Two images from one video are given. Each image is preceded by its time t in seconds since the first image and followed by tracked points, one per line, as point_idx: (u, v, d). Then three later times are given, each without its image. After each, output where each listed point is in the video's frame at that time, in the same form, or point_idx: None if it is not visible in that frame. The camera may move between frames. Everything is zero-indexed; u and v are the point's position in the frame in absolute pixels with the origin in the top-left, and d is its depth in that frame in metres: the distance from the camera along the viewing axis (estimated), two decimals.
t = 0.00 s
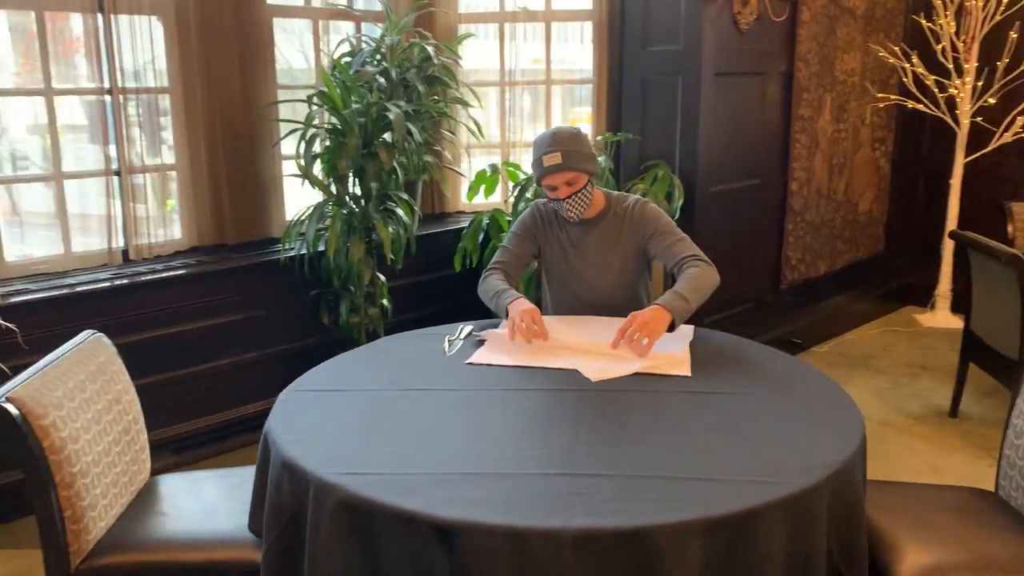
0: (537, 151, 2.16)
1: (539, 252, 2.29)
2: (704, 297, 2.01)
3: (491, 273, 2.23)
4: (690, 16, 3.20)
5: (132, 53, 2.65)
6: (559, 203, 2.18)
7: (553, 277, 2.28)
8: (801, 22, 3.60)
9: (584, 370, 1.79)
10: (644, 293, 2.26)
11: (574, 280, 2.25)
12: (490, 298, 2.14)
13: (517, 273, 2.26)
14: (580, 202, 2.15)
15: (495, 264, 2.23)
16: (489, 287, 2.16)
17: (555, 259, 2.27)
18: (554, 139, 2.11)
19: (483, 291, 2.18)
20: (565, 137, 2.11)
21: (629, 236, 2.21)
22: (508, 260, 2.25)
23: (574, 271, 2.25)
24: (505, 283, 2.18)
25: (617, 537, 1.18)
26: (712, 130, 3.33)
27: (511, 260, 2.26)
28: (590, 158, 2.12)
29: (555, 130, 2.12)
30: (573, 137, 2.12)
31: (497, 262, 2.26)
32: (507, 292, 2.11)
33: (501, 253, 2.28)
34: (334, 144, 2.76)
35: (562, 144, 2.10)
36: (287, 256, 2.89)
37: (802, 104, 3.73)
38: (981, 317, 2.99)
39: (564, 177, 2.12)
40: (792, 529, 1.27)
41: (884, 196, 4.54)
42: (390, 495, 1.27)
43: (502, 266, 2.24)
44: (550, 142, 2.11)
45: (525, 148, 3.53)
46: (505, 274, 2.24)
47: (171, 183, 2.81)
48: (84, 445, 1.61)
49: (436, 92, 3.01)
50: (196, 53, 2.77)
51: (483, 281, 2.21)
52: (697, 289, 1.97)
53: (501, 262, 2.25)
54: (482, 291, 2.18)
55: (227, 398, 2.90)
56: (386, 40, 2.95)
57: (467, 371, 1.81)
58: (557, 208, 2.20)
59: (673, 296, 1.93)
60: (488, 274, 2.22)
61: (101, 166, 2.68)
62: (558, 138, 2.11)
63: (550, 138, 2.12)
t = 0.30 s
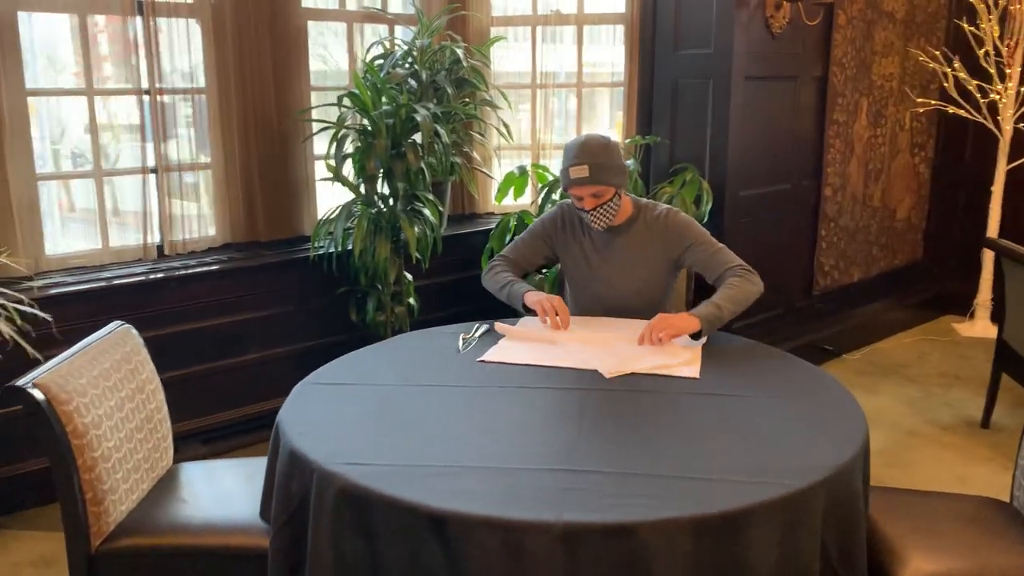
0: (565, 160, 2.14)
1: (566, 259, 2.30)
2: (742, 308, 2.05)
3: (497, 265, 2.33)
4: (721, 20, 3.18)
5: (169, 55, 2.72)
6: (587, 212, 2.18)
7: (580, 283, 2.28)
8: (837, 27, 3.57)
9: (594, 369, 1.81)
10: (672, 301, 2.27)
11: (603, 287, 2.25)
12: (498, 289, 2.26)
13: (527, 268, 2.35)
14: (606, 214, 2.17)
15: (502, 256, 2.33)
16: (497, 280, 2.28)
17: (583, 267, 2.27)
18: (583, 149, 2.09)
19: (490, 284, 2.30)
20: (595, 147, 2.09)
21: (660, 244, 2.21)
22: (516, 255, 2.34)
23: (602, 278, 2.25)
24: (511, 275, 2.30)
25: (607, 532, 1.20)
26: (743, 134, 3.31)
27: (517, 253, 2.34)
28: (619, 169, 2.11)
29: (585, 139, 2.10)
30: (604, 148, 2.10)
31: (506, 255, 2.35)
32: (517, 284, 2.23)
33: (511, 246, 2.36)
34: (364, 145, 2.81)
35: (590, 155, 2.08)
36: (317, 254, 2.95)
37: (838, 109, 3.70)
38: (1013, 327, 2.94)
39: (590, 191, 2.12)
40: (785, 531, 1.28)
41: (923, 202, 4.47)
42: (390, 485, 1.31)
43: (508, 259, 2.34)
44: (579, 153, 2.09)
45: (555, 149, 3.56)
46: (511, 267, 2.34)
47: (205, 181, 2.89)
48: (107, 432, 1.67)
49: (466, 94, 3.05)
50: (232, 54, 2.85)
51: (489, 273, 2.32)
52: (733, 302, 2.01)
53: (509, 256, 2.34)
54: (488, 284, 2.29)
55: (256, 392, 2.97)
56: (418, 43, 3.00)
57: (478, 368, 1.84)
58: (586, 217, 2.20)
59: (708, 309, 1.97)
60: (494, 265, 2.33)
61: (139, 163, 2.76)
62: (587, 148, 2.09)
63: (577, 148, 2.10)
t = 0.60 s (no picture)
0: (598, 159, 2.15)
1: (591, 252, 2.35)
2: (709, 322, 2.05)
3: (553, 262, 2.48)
4: (742, 22, 3.19)
5: (196, 55, 2.80)
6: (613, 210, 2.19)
7: (605, 277, 2.32)
8: (860, 30, 3.55)
9: (597, 365, 1.83)
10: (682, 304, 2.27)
11: (623, 283, 2.28)
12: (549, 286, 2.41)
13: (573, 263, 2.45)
14: (632, 214, 2.17)
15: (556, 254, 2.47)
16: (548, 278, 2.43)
17: (603, 261, 2.32)
18: (616, 151, 2.09)
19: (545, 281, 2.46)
20: (628, 150, 2.09)
21: (676, 248, 2.20)
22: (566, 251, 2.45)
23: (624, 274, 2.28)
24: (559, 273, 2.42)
25: (593, 521, 1.23)
26: (763, 136, 3.31)
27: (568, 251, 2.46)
28: (649, 175, 2.10)
29: (620, 140, 2.10)
30: (636, 151, 2.09)
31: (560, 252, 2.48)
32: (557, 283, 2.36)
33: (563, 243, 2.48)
34: (384, 144, 2.85)
35: (621, 158, 2.08)
36: (337, 250, 3.00)
37: (861, 111, 3.68)
38: None
39: (617, 192, 2.11)
40: (772, 525, 1.30)
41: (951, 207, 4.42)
42: (387, 472, 1.35)
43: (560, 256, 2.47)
44: (612, 154, 2.09)
45: (576, 150, 3.59)
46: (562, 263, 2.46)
47: (230, 177, 2.95)
48: (123, 417, 1.73)
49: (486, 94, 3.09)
50: (258, 53, 2.91)
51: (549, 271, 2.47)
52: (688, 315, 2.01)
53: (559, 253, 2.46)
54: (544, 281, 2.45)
55: (276, 384, 3.03)
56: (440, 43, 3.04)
57: (484, 362, 1.87)
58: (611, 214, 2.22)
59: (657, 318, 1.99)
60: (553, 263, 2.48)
61: (166, 159, 2.84)
62: (621, 151, 2.08)
63: (611, 149, 2.10)
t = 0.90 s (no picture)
0: (627, 147, 2.16)
1: (610, 243, 2.37)
2: (718, 316, 2.06)
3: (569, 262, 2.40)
4: (756, 19, 3.18)
5: (214, 53, 2.84)
6: (636, 200, 2.21)
7: (623, 269, 2.34)
8: (876, 27, 3.54)
9: (603, 360, 1.85)
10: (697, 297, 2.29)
11: (642, 276, 2.30)
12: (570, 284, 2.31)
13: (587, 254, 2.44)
14: (657, 205, 2.20)
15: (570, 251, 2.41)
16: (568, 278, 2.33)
17: (621, 252, 2.34)
18: (647, 141, 2.11)
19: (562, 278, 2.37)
20: (660, 141, 2.11)
21: (695, 241, 2.22)
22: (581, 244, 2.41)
23: (644, 267, 2.30)
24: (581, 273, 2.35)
25: (591, 512, 1.25)
26: (777, 133, 3.31)
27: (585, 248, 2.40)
28: (677, 167, 2.13)
29: (652, 130, 2.11)
30: (667, 142, 2.12)
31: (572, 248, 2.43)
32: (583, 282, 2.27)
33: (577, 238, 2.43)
34: (398, 141, 2.87)
35: (652, 147, 2.10)
36: (351, 246, 3.04)
37: (877, 109, 3.66)
38: None
39: (644, 181, 2.14)
40: (771, 517, 1.31)
41: (969, 205, 4.39)
42: (391, 461, 1.38)
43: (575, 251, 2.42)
44: (644, 143, 2.10)
45: (589, 147, 3.61)
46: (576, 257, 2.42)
47: (246, 173, 2.99)
48: (136, 408, 1.77)
49: (499, 92, 3.11)
50: (275, 51, 2.95)
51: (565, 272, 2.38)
52: (696, 308, 2.01)
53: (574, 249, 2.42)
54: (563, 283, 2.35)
55: (291, 378, 3.07)
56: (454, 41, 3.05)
57: (492, 355, 1.89)
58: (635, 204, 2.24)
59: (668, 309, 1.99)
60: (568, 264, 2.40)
61: (183, 156, 2.88)
62: (653, 141, 2.10)
63: (642, 139, 2.12)
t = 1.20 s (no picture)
0: (630, 145, 2.17)
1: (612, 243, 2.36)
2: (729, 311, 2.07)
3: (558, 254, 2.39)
4: (764, 15, 3.18)
5: (223, 52, 2.85)
6: (641, 199, 2.21)
7: (626, 269, 2.32)
8: (885, 23, 3.53)
9: (610, 357, 1.85)
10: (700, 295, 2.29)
11: (645, 276, 2.29)
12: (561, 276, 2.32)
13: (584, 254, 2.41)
14: (661, 204, 2.21)
15: (562, 245, 2.40)
16: (557, 268, 2.34)
17: (624, 252, 2.33)
18: (651, 138, 2.12)
19: (551, 270, 2.36)
20: (663, 139, 2.12)
21: (700, 238, 2.23)
22: (578, 241, 2.40)
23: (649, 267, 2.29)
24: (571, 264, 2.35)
25: (598, 506, 1.26)
26: (784, 129, 3.31)
27: (577, 242, 2.41)
28: (681, 163, 2.15)
29: (655, 128, 2.13)
30: (671, 140, 2.13)
31: (565, 244, 2.42)
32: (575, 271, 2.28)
33: (569, 233, 2.43)
34: (405, 139, 2.88)
35: (657, 145, 2.12)
36: (359, 244, 3.05)
37: (885, 105, 3.66)
38: None
39: (651, 179, 2.15)
40: (777, 512, 1.32)
41: (978, 201, 4.38)
42: (400, 457, 1.39)
43: (570, 247, 2.41)
44: (648, 140, 2.12)
45: (596, 144, 3.61)
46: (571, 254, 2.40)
47: (255, 172, 3.01)
48: (147, 406, 1.78)
49: (507, 90, 3.11)
50: (284, 50, 2.96)
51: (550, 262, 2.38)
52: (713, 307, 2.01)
53: (569, 245, 2.40)
54: (550, 273, 2.35)
55: (300, 376, 3.09)
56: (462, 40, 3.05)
57: (499, 352, 1.90)
58: (638, 202, 2.23)
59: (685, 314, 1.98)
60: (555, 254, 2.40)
61: (192, 155, 2.89)
62: (656, 138, 2.12)
63: (645, 137, 2.13)
